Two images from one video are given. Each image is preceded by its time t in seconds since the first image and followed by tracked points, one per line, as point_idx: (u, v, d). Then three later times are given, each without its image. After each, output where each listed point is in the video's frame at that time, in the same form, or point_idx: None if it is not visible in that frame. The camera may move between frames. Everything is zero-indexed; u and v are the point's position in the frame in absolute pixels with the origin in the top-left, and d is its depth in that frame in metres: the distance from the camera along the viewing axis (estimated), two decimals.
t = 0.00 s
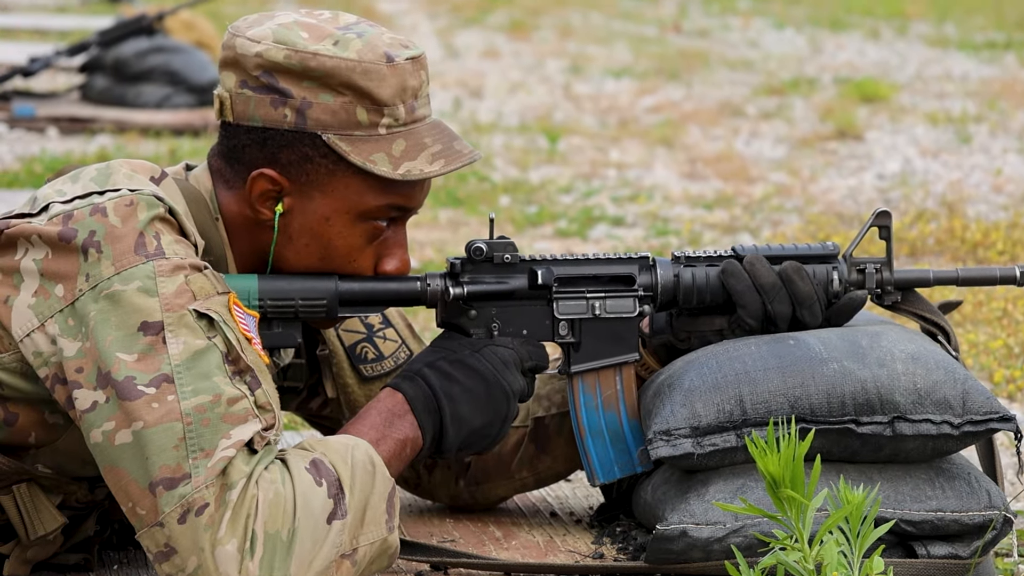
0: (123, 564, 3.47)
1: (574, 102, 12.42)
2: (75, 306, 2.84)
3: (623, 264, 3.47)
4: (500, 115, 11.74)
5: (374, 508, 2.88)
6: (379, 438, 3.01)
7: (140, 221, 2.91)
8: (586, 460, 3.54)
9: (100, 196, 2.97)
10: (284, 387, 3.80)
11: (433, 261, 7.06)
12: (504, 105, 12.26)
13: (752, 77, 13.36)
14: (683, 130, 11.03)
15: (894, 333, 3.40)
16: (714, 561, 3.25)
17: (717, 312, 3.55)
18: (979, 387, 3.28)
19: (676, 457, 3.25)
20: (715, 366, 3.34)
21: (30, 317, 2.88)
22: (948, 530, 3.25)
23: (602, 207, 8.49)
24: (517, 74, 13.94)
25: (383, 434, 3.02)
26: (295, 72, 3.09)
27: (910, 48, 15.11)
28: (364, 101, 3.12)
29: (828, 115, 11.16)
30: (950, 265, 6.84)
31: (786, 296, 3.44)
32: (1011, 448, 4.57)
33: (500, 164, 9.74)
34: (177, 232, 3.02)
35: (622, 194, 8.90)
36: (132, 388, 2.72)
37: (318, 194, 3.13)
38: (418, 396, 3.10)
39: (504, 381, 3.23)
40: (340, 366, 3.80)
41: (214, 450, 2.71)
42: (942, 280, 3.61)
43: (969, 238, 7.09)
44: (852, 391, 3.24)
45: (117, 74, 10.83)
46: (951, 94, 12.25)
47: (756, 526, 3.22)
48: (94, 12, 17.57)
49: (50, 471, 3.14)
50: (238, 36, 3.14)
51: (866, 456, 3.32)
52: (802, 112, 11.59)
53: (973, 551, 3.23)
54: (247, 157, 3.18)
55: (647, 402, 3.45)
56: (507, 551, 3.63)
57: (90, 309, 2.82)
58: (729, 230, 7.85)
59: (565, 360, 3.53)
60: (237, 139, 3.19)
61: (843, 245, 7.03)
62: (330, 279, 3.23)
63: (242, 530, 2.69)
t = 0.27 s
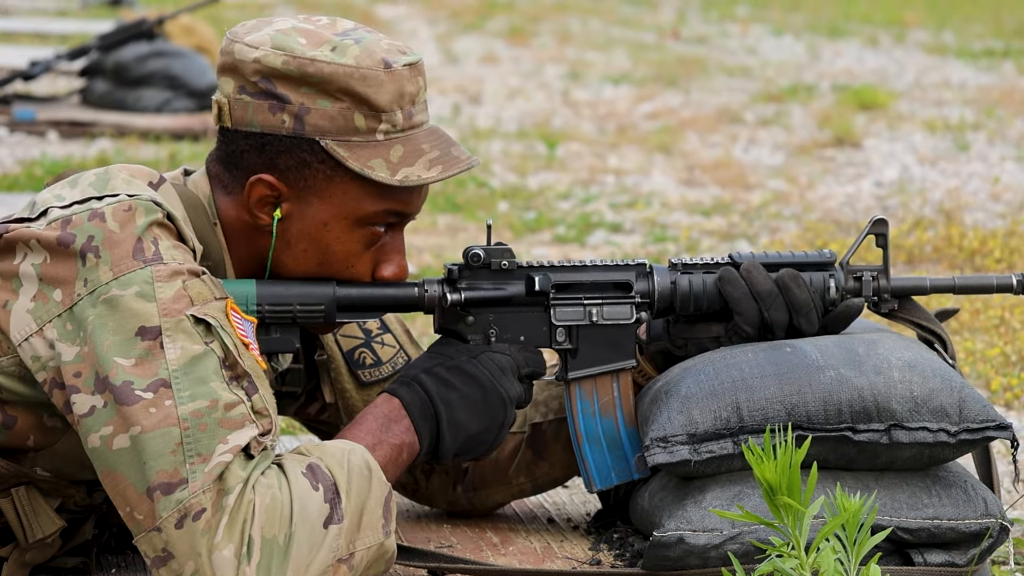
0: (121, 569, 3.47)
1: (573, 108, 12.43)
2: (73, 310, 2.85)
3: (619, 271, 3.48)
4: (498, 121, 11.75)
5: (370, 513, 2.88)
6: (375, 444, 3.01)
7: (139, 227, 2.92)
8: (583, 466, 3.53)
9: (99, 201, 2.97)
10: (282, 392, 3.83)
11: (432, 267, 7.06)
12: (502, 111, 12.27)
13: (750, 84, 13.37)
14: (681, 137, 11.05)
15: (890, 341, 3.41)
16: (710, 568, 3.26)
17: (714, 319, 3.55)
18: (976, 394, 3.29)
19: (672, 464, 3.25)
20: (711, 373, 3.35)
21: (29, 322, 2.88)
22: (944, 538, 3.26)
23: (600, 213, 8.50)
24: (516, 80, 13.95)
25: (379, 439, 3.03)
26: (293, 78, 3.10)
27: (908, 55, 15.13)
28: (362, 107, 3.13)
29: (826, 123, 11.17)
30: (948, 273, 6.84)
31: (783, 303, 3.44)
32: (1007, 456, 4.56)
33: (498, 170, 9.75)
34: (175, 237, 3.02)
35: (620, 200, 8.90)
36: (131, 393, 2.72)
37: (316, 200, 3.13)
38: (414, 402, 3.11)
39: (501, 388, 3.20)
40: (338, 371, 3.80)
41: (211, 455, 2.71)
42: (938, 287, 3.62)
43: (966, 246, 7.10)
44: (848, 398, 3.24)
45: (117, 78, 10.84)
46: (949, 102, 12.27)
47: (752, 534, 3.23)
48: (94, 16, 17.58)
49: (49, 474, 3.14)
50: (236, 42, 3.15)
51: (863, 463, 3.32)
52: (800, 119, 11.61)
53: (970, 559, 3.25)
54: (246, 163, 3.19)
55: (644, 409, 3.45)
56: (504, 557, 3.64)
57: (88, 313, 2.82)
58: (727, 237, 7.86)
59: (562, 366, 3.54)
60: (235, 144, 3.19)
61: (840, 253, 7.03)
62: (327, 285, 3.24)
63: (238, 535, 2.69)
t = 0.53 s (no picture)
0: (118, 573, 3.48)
1: (569, 115, 12.44)
2: (68, 321, 2.84)
3: (613, 278, 3.50)
4: (494, 128, 11.77)
5: (351, 488, 2.83)
6: (350, 414, 2.92)
7: (129, 235, 2.91)
8: (578, 473, 3.54)
9: (92, 207, 2.97)
10: (277, 397, 3.83)
11: (428, 273, 7.07)
12: (499, 117, 12.29)
13: (745, 91, 13.39)
14: (677, 144, 11.07)
15: (884, 350, 3.42)
16: None
17: (708, 327, 3.56)
18: (969, 403, 3.30)
19: (667, 471, 3.26)
20: (706, 380, 3.35)
21: (26, 331, 2.89)
22: (938, 547, 3.27)
23: (595, 220, 8.50)
24: (512, 86, 13.97)
25: (352, 408, 2.94)
26: (288, 83, 3.10)
27: (904, 63, 15.16)
28: (357, 112, 3.13)
29: (821, 130, 11.19)
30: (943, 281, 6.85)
31: (777, 311, 3.46)
32: (1000, 464, 4.55)
33: (494, 176, 9.76)
34: (168, 244, 3.02)
35: (616, 207, 8.91)
36: (117, 405, 2.73)
37: (312, 205, 3.14)
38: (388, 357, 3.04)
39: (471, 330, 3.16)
40: (334, 376, 3.81)
41: (183, 464, 2.71)
42: (931, 296, 3.63)
43: (961, 254, 7.11)
44: (842, 406, 3.25)
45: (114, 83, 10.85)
46: (944, 110, 12.30)
47: (746, 541, 3.23)
48: (91, 21, 17.60)
49: (47, 478, 3.14)
50: (232, 48, 3.15)
51: (857, 472, 3.33)
52: (795, 127, 11.63)
53: (963, 567, 3.26)
54: (242, 168, 3.19)
55: (638, 416, 3.46)
56: (499, 563, 3.64)
57: (82, 324, 2.82)
58: (722, 245, 7.87)
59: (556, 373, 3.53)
60: (232, 150, 3.20)
61: (835, 261, 7.04)
62: (323, 290, 3.25)
63: (211, 542, 2.68)
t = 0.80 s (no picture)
0: None
1: (562, 122, 12.45)
2: (60, 328, 2.84)
3: (607, 286, 3.50)
4: (487, 135, 11.78)
5: (345, 501, 2.86)
6: (339, 427, 2.94)
7: (123, 242, 2.92)
8: (570, 480, 3.55)
9: (87, 214, 2.97)
10: (270, 404, 3.82)
11: (421, 279, 7.07)
12: (492, 124, 12.30)
13: (739, 99, 13.42)
14: (670, 151, 11.08)
15: (876, 358, 3.43)
16: None
17: (701, 335, 3.55)
18: (960, 411, 3.30)
19: (659, 479, 3.27)
20: (698, 389, 3.35)
21: (18, 338, 2.88)
22: (929, 554, 3.28)
23: (589, 227, 8.50)
24: (505, 93, 13.98)
25: (343, 424, 2.96)
26: (283, 91, 3.11)
27: (897, 71, 15.19)
28: (351, 120, 3.14)
29: (814, 138, 11.22)
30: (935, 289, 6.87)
31: (769, 318, 3.46)
32: (992, 472, 4.55)
33: (487, 183, 9.76)
34: (161, 251, 3.02)
35: (609, 214, 8.91)
36: (113, 412, 2.73)
37: (305, 212, 3.14)
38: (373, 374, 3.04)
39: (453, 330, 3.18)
40: (325, 383, 3.81)
41: (179, 470, 2.71)
42: (924, 305, 3.63)
43: (953, 262, 7.12)
44: (834, 415, 3.25)
45: (108, 89, 10.84)
46: (937, 118, 12.32)
47: (737, 549, 3.23)
48: (85, 27, 17.59)
49: (40, 484, 3.15)
50: (226, 55, 3.15)
51: (849, 479, 3.33)
52: (789, 134, 11.64)
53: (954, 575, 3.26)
54: (235, 175, 3.19)
55: (630, 424, 3.47)
56: (490, 570, 3.64)
57: (76, 331, 2.82)
58: (715, 252, 7.88)
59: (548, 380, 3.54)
60: (225, 157, 3.19)
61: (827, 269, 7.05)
62: (315, 298, 3.25)
63: (205, 548, 2.68)
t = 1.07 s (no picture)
0: None
1: (553, 129, 12.46)
2: (26, 329, 2.85)
3: (597, 294, 3.48)
4: (478, 142, 11.78)
5: (304, 531, 2.81)
6: (317, 467, 2.87)
7: (93, 247, 2.91)
8: (558, 484, 3.56)
9: (61, 218, 2.97)
10: (255, 399, 3.87)
11: (411, 287, 7.07)
12: (483, 132, 12.30)
13: (730, 106, 13.43)
14: (661, 159, 11.09)
15: (866, 366, 3.43)
16: None
17: (692, 343, 3.57)
18: (950, 419, 3.31)
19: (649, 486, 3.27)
20: (689, 397, 3.35)
21: None
22: (918, 562, 3.29)
23: (579, 235, 8.51)
24: (497, 100, 13.99)
25: (322, 462, 2.89)
26: (292, 73, 3.16)
27: (889, 79, 15.21)
28: (357, 107, 3.17)
29: (805, 145, 11.23)
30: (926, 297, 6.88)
31: (764, 327, 3.44)
32: (981, 481, 4.55)
33: (478, 191, 9.76)
34: (136, 258, 3.00)
35: (599, 222, 8.92)
36: (70, 414, 2.72)
37: (304, 194, 3.13)
38: (368, 424, 2.93)
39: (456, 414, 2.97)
40: (309, 375, 3.79)
41: (133, 478, 2.70)
42: (917, 313, 3.62)
43: (944, 270, 7.13)
44: (824, 422, 3.26)
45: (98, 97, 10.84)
46: (929, 125, 12.34)
47: (727, 556, 3.22)
48: (76, 34, 17.59)
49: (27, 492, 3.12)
50: (236, 40, 3.22)
51: (839, 487, 3.34)
52: (780, 141, 11.65)
53: None
54: (235, 157, 3.19)
55: (621, 431, 3.46)
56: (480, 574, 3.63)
57: (39, 332, 2.83)
58: (705, 260, 7.88)
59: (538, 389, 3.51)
60: (226, 140, 3.21)
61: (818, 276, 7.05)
62: (306, 304, 3.23)
63: (154, 555, 2.68)
